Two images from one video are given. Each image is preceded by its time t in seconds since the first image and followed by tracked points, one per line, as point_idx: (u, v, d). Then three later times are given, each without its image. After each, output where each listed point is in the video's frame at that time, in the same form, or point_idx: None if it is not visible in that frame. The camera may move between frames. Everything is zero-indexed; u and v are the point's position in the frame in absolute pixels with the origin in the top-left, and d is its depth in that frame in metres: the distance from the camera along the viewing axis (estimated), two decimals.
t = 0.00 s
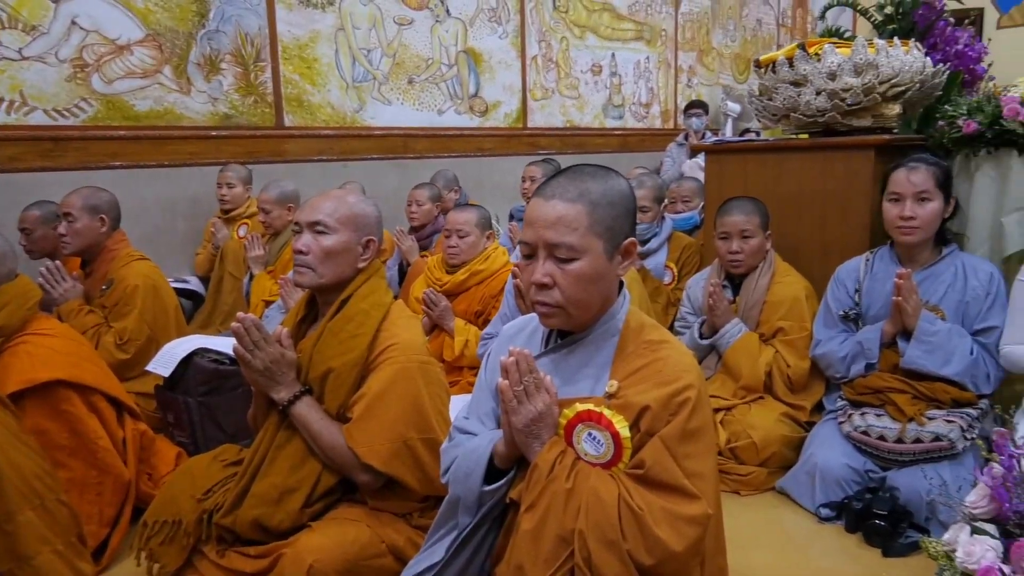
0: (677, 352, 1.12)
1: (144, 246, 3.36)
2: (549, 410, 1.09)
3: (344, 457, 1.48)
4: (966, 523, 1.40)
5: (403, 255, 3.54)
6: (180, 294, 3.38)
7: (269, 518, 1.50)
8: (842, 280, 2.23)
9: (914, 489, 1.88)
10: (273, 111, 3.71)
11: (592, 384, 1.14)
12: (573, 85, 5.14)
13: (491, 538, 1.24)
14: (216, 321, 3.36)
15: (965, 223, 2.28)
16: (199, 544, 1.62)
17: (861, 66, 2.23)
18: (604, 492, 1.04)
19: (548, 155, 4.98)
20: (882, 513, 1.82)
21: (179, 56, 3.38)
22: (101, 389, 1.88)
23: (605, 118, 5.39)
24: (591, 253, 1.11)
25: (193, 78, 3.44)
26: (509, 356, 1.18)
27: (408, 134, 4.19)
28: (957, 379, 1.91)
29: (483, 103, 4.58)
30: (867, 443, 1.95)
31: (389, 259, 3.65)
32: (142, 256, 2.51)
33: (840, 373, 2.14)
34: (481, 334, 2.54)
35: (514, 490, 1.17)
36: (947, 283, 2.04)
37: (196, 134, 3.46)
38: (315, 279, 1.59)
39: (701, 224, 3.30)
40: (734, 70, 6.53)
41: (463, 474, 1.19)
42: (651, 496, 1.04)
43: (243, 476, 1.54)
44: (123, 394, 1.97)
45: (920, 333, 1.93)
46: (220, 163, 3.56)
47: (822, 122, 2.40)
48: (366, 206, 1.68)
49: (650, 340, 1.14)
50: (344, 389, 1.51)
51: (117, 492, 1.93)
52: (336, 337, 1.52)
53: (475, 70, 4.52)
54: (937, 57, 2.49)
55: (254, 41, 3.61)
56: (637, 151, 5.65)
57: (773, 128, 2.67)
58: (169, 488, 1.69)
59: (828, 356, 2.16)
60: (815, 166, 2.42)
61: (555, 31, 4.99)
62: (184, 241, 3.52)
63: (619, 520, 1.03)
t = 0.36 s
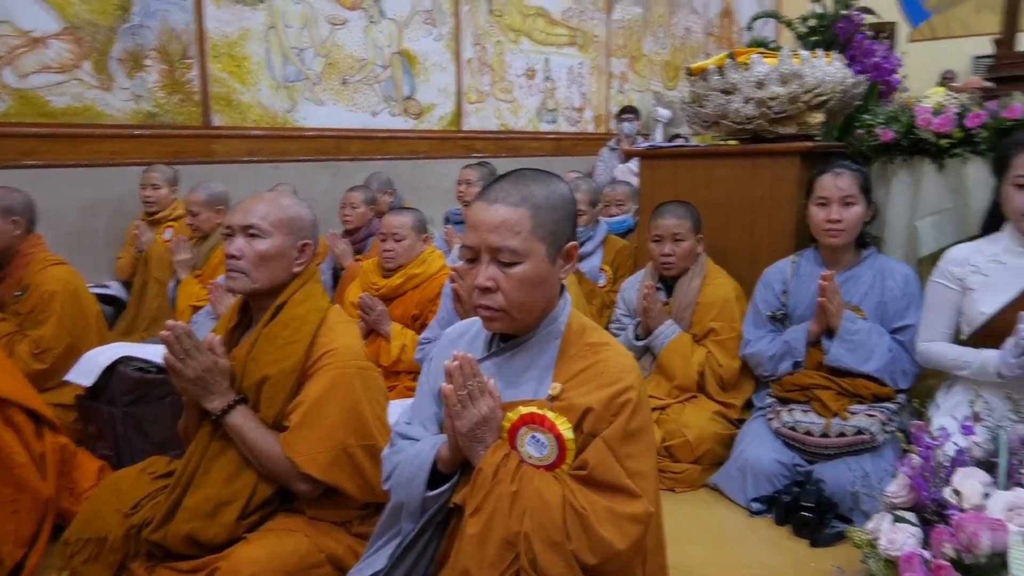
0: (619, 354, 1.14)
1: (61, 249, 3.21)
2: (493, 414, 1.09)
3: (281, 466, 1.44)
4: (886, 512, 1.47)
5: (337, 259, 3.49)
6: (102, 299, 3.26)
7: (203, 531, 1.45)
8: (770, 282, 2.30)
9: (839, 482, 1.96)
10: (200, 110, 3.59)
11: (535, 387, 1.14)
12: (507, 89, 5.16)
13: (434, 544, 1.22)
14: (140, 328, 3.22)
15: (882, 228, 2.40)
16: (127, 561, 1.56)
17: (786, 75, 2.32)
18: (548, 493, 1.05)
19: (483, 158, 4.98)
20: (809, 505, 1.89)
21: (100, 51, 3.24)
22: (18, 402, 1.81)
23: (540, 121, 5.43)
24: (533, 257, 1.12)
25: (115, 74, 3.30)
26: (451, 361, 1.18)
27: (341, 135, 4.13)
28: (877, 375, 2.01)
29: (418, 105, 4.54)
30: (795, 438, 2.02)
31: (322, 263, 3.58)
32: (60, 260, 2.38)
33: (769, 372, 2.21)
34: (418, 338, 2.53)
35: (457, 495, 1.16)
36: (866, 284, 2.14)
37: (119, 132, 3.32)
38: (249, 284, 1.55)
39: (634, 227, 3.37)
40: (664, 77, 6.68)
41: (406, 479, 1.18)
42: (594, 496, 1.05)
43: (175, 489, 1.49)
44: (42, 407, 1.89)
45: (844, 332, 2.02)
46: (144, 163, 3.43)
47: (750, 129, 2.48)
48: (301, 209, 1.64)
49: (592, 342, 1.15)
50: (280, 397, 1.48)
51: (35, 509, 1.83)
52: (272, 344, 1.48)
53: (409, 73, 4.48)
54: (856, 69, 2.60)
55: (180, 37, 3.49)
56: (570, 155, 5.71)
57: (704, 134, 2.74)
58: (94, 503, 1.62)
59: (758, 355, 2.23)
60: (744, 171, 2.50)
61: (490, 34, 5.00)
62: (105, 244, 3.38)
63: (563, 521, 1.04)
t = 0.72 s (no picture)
0: (581, 361, 1.16)
1: (6, 263, 3.12)
2: (457, 421, 1.10)
3: (241, 479, 1.42)
4: (840, 514, 1.50)
5: (295, 271, 3.46)
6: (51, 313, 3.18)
7: (161, 546, 1.42)
8: (725, 290, 2.36)
9: (795, 485, 2.01)
10: (151, 121, 3.53)
11: (498, 395, 1.15)
12: (463, 101, 5.18)
13: (399, 552, 1.22)
14: (91, 341, 3.14)
15: (831, 236, 2.48)
16: None
17: (735, 89, 2.38)
18: (512, 499, 1.06)
19: (440, 169, 4.99)
20: (766, 509, 1.93)
21: (46, 60, 3.16)
22: None
23: (496, 133, 5.46)
24: (495, 266, 1.13)
25: (61, 84, 3.23)
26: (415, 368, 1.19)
27: (297, 146, 4.11)
28: (830, 380, 2.07)
29: (374, 117, 4.54)
30: (752, 444, 2.06)
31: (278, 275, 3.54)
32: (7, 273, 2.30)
33: (726, 378, 2.26)
34: (379, 348, 2.51)
35: (422, 502, 1.17)
36: (818, 292, 2.20)
37: (66, 143, 3.25)
38: (205, 295, 1.53)
39: (592, 237, 3.40)
40: (617, 90, 6.78)
41: (371, 487, 1.18)
42: (558, 501, 1.07)
43: (132, 503, 1.46)
44: None
45: (797, 339, 2.07)
46: (93, 175, 3.35)
47: (703, 141, 2.54)
48: (258, 219, 1.63)
49: (554, 349, 1.17)
50: (240, 409, 1.46)
51: None
52: (230, 355, 1.46)
53: (365, 84, 4.47)
54: (801, 83, 2.71)
55: (129, 47, 3.43)
56: (527, 166, 5.75)
57: (658, 146, 2.80)
58: (46, 520, 1.58)
59: (715, 362, 2.28)
60: (698, 182, 2.56)
61: (445, 47, 5.02)
62: (53, 257, 3.29)
63: (528, 526, 1.05)
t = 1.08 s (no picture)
0: (560, 371, 1.18)
1: None
2: (436, 432, 1.11)
3: (224, 491, 1.43)
4: (820, 523, 1.52)
5: (283, 284, 3.47)
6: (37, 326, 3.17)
7: (143, 559, 1.42)
8: (709, 302, 2.38)
9: (777, 495, 2.03)
10: (141, 133, 3.54)
11: (477, 406, 1.17)
12: (453, 114, 5.20)
13: (380, 563, 1.23)
14: (77, 354, 3.13)
15: (813, 248, 2.52)
16: None
17: (719, 102, 2.42)
18: (491, 509, 1.07)
19: (430, 182, 5.01)
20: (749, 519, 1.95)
21: (35, 73, 3.17)
22: None
23: (486, 146, 5.48)
24: (474, 278, 1.15)
25: (51, 96, 3.23)
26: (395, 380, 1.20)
27: (287, 159, 4.12)
28: (812, 392, 2.09)
29: (364, 129, 4.56)
30: (735, 454, 2.08)
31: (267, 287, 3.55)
32: None
33: (710, 390, 2.27)
34: (364, 360, 2.53)
35: (402, 513, 1.18)
36: (800, 303, 2.23)
37: (55, 155, 3.25)
38: (190, 307, 1.54)
39: (579, 250, 3.43)
40: (607, 103, 6.83)
41: (351, 499, 1.19)
42: (536, 511, 1.08)
43: (114, 517, 1.46)
44: None
45: (779, 350, 2.10)
46: (82, 188, 3.36)
47: (687, 155, 2.57)
48: (245, 232, 1.65)
49: (533, 360, 1.19)
50: (224, 421, 1.47)
51: None
52: (214, 368, 1.47)
53: (355, 97, 4.50)
54: (785, 97, 2.75)
55: (119, 59, 3.44)
56: (517, 179, 5.78)
57: (644, 159, 2.83)
58: (28, 533, 1.58)
59: (699, 374, 2.29)
60: (682, 195, 2.58)
61: (436, 61, 5.05)
62: (40, 269, 3.29)
63: (506, 535, 1.06)
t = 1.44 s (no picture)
0: (518, 388, 1.17)
1: None
2: (394, 451, 1.10)
3: (173, 515, 1.39)
4: (777, 538, 1.52)
5: (236, 302, 3.41)
6: None
7: None
8: (667, 320, 2.40)
9: (734, 511, 2.04)
10: (91, 148, 3.45)
11: (435, 423, 1.15)
12: (412, 133, 5.19)
13: None
14: (19, 376, 3.02)
15: (767, 268, 2.57)
16: None
17: (676, 125, 2.46)
18: (449, 527, 1.06)
19: (389, 201, 4.99)
20: (707, 535, 1.96)
21: None
22: None
23: (445, 166, 5.48)
24: (432, 294, 1.14)
25: None
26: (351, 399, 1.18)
27: (242, 176, 4.06)
28: (767, 409, 2.12)
29: (322, 147, 4.53)
30: (692, 470, 2.10)
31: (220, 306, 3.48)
32: None
33: (667, 408, 2.29)
34: (320, 381, 2.49)
35: (358, 535, 1.16)
36: (755, 322, 2.27)
37: None
38: (140, 326, 1.50)
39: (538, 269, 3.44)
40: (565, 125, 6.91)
41: (306, 521, 1.16)
42: (495, 529, 1.07)
43: (55, 545, 1.41)
44: None
45: (735, 368, 2.13)
46: (28, 203, 3.26)
47: (645, 175, 2.61)
48: (197, 249, 1.61)
49: (491, 377, 1.18)
50: (173, 442, 1.43)
51: None
52: (163, 388, 1.43)
53: (313, 115, 4.47)
54: (739, 122, 2.80)
55: (69, 73, 3.36)
56: (476, 199, 5.79)
57: (602, 179, 2.86)
58: None
59: (657, 392, 2.31)
60: (639, 215, 2.61)
61: (395, 80, 5.05)
62: None
63: (465, 554, 1.05)
